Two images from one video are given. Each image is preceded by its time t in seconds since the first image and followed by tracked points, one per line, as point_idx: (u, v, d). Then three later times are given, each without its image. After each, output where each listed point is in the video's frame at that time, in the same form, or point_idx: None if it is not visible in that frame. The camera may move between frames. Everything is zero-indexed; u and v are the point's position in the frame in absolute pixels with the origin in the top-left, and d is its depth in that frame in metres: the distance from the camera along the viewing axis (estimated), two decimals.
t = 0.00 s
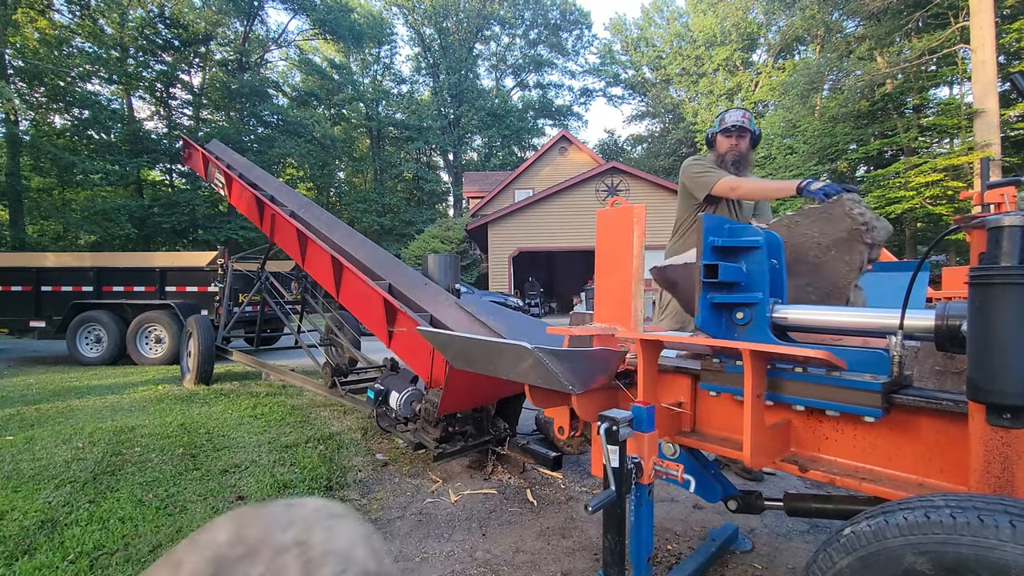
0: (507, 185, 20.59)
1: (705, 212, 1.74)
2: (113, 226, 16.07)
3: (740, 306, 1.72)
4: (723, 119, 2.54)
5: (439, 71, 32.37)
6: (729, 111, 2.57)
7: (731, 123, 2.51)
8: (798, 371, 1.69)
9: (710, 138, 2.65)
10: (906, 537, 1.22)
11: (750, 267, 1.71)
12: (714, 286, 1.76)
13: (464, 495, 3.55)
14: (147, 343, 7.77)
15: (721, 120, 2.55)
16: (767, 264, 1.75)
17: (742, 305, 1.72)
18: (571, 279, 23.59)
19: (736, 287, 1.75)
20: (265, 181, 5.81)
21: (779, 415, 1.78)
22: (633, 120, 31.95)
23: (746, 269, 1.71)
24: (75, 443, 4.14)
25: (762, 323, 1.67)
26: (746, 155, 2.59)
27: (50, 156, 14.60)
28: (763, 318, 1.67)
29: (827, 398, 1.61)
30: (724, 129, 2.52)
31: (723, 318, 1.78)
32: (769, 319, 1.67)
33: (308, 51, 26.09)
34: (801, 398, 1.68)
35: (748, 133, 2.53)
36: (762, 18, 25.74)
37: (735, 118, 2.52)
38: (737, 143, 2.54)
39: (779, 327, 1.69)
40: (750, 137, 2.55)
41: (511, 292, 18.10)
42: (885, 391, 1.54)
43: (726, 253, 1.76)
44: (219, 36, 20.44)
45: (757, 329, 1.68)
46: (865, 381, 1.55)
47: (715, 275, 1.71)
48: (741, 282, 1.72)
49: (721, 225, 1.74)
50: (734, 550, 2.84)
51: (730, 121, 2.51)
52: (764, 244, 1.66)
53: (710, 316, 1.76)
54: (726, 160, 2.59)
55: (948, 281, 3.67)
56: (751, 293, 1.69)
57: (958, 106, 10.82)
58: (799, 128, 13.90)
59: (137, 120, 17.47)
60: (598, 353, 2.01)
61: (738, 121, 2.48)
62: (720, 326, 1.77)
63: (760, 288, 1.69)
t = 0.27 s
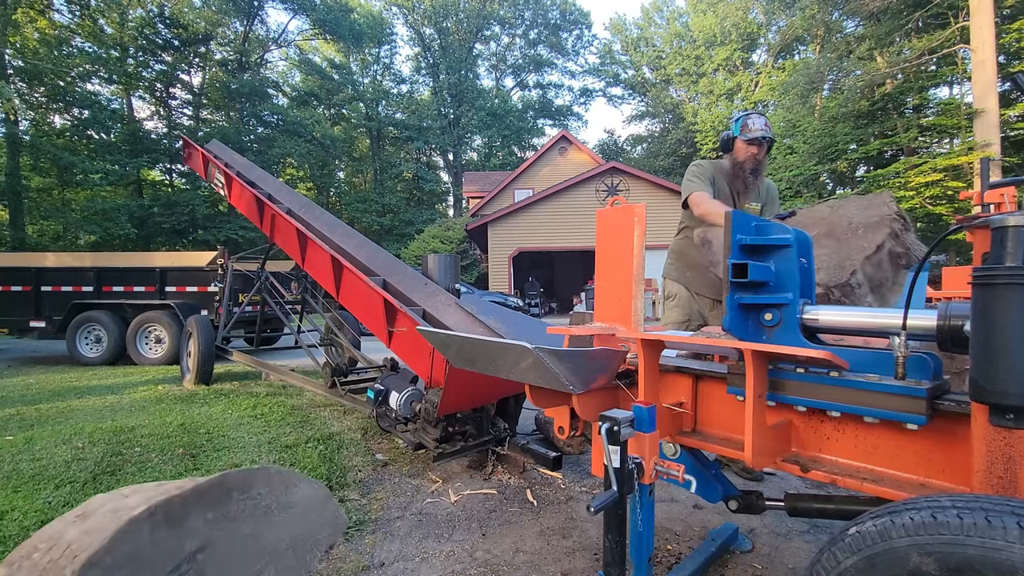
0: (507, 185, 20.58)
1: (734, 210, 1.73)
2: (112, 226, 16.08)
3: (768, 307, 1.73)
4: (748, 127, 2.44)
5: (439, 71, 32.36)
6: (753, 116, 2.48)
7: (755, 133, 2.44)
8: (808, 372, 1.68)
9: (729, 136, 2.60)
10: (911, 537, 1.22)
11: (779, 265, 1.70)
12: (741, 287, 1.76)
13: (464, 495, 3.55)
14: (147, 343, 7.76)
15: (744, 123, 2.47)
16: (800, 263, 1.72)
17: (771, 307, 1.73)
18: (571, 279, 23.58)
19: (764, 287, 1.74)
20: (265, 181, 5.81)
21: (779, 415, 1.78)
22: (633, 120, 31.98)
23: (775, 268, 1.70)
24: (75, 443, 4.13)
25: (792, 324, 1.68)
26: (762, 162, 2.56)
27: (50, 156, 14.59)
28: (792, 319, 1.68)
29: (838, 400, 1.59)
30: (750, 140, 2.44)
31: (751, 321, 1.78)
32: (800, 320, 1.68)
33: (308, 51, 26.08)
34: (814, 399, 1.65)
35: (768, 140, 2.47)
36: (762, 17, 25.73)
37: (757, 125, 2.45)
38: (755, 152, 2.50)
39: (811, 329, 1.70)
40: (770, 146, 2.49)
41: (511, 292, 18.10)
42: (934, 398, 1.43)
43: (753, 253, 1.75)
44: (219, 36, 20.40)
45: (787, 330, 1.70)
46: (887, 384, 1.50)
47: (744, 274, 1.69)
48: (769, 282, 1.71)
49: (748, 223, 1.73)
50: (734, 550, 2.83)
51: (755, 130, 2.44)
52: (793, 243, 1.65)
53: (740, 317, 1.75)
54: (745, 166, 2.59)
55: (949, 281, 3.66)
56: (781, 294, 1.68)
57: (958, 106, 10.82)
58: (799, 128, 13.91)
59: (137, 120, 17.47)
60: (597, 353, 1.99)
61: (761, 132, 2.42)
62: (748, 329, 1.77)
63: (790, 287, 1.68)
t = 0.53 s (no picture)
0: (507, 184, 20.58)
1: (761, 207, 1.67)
2: (112, 226, 16.04)
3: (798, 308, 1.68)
4: (741, 134, 2.47)
5: (439, 71, 32.37)
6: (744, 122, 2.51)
7: (748, 141, 2.48)
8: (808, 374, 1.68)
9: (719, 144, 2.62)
10: (905, 537, 1.22)
11: (808, 264, 1.66)
12: (768, 287, 1.70)
13: (464, 495, 3.55)
14: (147, 343, 7.77)
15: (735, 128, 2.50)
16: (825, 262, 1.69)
17: (800, 307, 1.68)
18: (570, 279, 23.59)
19: (792, 287, 1.70)
20: (265, 182, 5.81)
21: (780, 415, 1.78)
22: (633, 120, 31.97)
23: (804, 267, 1.66)
24: (75, 443, 4.13)
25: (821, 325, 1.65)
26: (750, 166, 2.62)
27: (50, 156, 14.58)
28: (823, 322, 1.65)
29: (831, 398, 1.61)
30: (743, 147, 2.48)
31: (778, 322, 1.73)
32: (830, 323, 1.64)
33: (308, 51, 26.08)
34: (812, 399, 1.66)
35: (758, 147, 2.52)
36: (762, 17, 25.73)
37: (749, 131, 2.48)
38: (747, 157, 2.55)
39: (840, 331, 1.66)
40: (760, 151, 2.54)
41: (511, 292, 18.11)
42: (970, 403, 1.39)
43: (779, 252, 1.70)
44: (219, 36, 20.35)
45: (817, 332, 1.66)
46: (880, 384, 1.52)
47: (773, 274, 1.63)
48: (798, 282, 1.66)
49: (775, 221, 1.68)
50: (734, 550, 2.83)
51: (748, 137, 2.47)
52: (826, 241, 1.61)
53: (767, 318, 1.69)
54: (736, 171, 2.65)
55: (948, 281, 3.66)
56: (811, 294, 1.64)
57: (958, 106, 10.83)
58: (799, 128, 13.93)
59: (137, 120, 17.48)
60: (597, 353, 1.99)
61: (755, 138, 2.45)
62: (774, 330, 1.72)
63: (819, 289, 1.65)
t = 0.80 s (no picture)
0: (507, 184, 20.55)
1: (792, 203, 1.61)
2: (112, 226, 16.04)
3: (830, 309, 1.62)
4: (720, 131, 2.49)
5: (439, 71, 32.39)
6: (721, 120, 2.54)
7: (727, 137, 2.48)
8: (822, 377, 1.65)
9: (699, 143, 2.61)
10: (905, 537, 1.22)
11: (841, 264, 1.61)
12: (799, 287, 1.62)
13: (464, 495, 3.55)
14: (147, 343, 7.77)
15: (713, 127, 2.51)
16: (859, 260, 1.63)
17: (833, 309, 1.63)
18: (570, 279, 23.63)
19: (823, 288, 1.63)
20: (265, 181, 5.80)
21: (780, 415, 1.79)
22: (633, 120, 31.99)
23: (836, 265, 1.61)
24: (75, 443, 4.13)
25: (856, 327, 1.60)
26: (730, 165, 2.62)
27: (50, 156, 14.56)
28: (856, 323, 1.60)
29: (832, 398, 1.61)
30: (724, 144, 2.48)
31: (808, 324, 1.66)
32: (863, 323, 1.59)
33: (308, 51, 26.07)
34: (816, 400, 1.65)
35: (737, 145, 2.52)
36: (762, 17, 25.75)
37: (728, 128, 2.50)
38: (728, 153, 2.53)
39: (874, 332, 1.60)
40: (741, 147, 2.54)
41: (511, 292, 18.12)
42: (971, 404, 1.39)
43: (810, 250, 1.64)
44: (219, 36, 20.37)
45: (850, 334, 1.61)
46: (884, 384, 1.51)
47: (806, 274, 1.56)
48: (830, 282, 1.60)
49: (806, 219, 1.61)
50: (734, 550, 2.84)
51: (728, 134, 2.48)
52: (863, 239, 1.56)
53: (798, 320, 1.62)
54: (718, 168, 2.60)
55: (948, 281, 3.65)
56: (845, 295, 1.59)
57: (958, 106, 10.83)
58: (799, 128, 13.94)
59: (137, 120, 17.48)
60: (597, 353, 1.99)
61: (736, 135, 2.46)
62: (806, 330, 1.65)
63: (853, 289, 1.59)
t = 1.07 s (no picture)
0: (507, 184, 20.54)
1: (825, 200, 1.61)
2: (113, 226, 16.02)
3: (863, 311, 1.58)
4: (687, 128, 2.51)
5: (439, 71, 32.40)
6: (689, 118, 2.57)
7: (694, 133, 2.50)
8: (858, 382, 1.57)
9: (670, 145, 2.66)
10: (904, 537, 1.22)
11: (874, 262, 1.59)
12: (833, 288, 1.58)
13: (464, 495, 3.55)
14: (147, 343, 7.77)
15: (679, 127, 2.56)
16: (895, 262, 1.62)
17: (867, 310, 1.58)
18: (570, 279, 23.64)
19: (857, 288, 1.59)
20: (265, 182, 5.81)
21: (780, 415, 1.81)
22: (633, 120, 31.92)
23: (871, 264, 1.59)
24: (75, 443, 4.13)
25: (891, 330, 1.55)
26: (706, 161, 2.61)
27: (50, 156, 14.57)
28: (891, 323, 1.55)
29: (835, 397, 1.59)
30: (689, 140, 2.48)
31: (842, 326, 1.61)
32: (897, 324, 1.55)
33: (308, 51, 26.07)
34: (855, 405, 1.55)
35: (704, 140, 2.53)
36: (762, 18, 25.75)
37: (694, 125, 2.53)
38: (699, 149, 2.53)
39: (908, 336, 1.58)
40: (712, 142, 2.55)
41: (511, 292, 18.12)
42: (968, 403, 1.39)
43: (843, 249, 1.61)
44: (219, 36, 20.38)
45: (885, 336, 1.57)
46: (882, 384, 1.52)
47: (842, 273, 1.53)
48: (865, 282, 1.57)
49: (839, 217, 1.59)
50: (734, 550, 2.84)
51: (693, 130, 2.50)
52: (904, 240, 1.54)
53: (832, 321, 1.57)
54: (692, 165, 2.58)
55: (948, 281, 3.64)
56: (881, 296, 1.55)
57: (958, 106, 10.83)
58: (799, 128, 13.93)
59: (137, 120, 17.49)
60: (597, 352, 1.99)
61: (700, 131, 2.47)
62: (840, 333, 1.61)
63: (888, 289, 1.57)
